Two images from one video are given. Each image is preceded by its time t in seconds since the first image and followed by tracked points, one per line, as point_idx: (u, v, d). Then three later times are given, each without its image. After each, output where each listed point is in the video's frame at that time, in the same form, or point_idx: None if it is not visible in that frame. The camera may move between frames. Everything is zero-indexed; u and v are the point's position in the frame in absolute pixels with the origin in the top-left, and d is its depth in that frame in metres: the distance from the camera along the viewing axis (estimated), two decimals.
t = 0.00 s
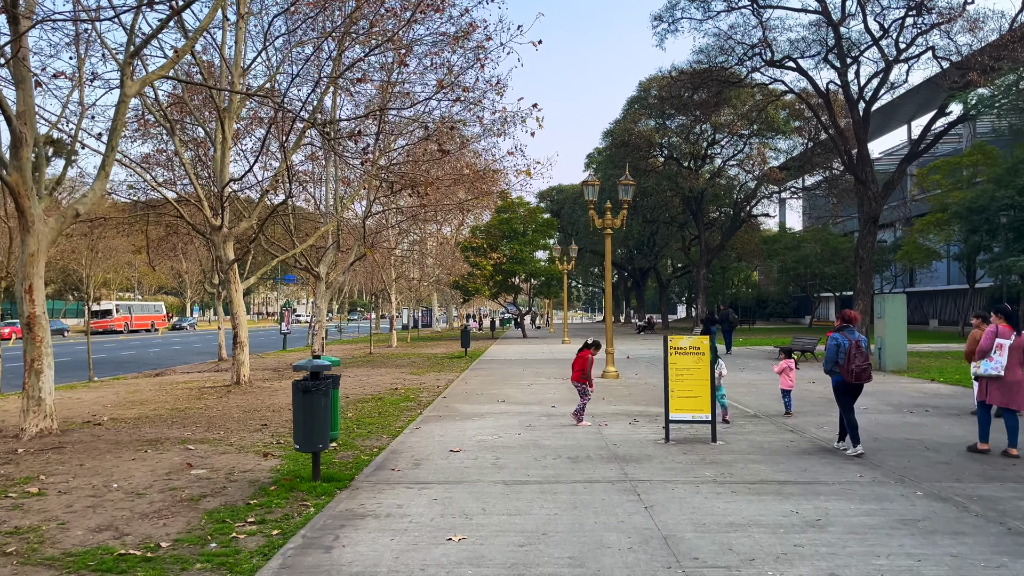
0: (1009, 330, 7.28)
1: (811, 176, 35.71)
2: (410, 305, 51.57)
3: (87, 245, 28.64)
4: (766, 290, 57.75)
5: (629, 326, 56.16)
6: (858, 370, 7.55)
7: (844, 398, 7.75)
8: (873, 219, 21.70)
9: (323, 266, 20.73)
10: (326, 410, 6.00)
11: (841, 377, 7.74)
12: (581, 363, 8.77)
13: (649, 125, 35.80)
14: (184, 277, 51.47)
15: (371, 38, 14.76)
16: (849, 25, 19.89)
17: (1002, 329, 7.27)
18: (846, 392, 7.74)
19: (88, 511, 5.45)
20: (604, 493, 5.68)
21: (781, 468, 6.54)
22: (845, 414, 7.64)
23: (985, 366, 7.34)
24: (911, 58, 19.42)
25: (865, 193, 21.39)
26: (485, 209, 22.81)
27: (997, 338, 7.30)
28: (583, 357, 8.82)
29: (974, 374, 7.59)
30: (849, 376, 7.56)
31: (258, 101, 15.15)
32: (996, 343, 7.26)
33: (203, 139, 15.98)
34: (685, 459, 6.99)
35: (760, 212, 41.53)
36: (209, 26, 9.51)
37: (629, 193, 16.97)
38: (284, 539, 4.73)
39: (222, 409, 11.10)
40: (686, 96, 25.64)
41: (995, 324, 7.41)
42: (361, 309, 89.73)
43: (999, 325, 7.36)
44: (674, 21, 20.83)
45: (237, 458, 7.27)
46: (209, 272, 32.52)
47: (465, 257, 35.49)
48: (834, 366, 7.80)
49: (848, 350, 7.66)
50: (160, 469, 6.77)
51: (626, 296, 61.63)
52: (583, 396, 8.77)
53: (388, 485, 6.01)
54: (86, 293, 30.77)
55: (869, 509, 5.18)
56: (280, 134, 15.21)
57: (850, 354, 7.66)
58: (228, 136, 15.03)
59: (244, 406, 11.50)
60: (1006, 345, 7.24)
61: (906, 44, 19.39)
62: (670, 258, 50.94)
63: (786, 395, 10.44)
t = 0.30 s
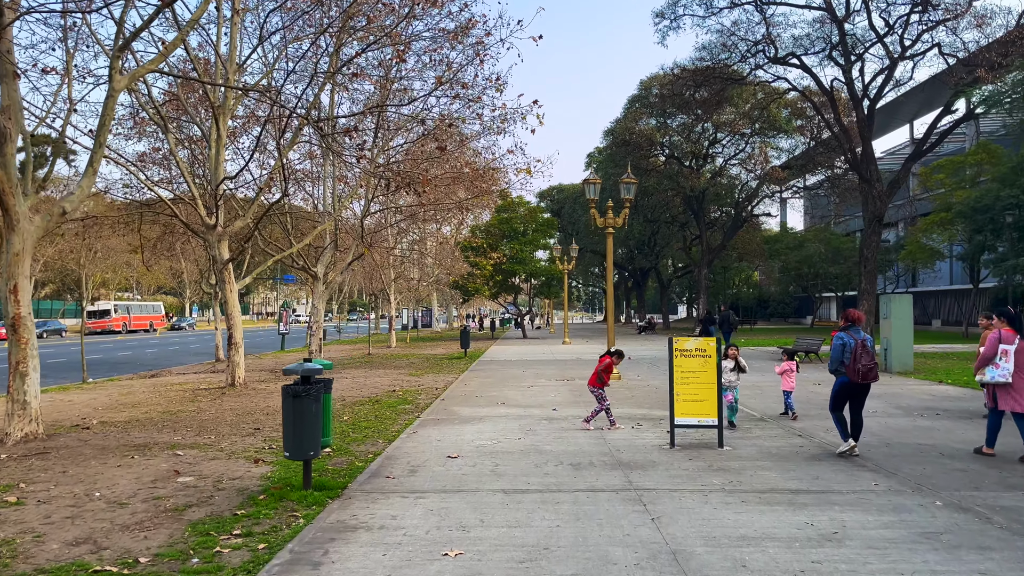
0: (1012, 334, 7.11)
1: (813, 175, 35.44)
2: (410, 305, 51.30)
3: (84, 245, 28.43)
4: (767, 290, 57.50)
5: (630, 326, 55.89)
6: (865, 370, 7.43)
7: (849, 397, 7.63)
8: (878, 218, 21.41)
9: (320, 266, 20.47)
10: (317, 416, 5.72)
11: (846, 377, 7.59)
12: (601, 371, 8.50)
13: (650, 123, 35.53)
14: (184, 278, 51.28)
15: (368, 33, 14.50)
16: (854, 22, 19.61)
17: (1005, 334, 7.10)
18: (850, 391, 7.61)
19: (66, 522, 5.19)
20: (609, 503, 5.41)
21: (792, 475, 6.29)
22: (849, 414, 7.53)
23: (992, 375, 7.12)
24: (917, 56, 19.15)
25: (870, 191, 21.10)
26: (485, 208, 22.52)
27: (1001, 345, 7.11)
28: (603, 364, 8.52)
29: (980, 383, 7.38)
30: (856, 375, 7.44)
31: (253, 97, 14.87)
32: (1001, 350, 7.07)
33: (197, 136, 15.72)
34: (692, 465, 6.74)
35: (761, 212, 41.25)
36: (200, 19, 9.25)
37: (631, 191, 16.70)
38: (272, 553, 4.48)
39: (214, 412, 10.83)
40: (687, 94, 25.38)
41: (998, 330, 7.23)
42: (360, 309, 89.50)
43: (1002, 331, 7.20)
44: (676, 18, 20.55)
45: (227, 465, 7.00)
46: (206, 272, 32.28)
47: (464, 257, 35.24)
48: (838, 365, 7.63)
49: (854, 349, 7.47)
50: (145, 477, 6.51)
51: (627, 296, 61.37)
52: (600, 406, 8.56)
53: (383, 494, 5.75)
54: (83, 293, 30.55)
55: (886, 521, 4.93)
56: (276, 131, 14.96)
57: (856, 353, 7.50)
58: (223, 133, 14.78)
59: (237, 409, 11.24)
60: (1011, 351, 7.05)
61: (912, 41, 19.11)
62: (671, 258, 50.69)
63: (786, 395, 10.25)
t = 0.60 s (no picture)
0: (1015, 332, 6.99)
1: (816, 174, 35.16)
2: (410, 305, 51.03)
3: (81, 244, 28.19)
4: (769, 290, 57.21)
5: (630, 326, 55.61)
6: (870, 370, 7.12)
7: (857, 400, 7.30)
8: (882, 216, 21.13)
9: (318, 265, 20.19)
10: (308, 421, 5.44)
11: (852, 379, 7.30)
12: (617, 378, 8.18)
13: (652, 122, 35.23)
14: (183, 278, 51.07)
15: (366, 29, 14.24)
16: (859, 17, 19.32)
17: (1008, 333, 6.97)
18: (858, 394, 7.30)
19: (43, 533, 4.92)
20: (615, 513, 5.13)
21: (805, 481, 6.02)
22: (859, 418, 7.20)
23: (995, 375, 6.99)
24: (923, 51, 18.87)
25: (875, 189, 20.82)
26: (484, 207, 22.21)
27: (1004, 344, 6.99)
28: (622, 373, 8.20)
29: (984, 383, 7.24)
30: (861, 376, 7.13)
31: (248, 92, 14.59)
32: (1004, 349, 6.94)
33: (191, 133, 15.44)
34: (700, 472, 6.47)
35: (763, 211, 40.97)
36: (191, 10, 8.97)
37: (634, 188, 16.40)
38: (258, 568, 4.20)
39: (207, 414, 10.55)
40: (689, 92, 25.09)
41: (1000, 329, 7.11)
42: (360, 309, 89.20)
43: (1004, 330, 7.07)
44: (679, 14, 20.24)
45: (216, 471, 6.72)
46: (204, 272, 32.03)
47: (464, 256, 34.98)
48: (844, 366, 7.36)
49: (858, 350, 7.21)
50: (130, 484, 6.23)
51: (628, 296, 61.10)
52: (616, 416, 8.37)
53: (377, 503, 5.48)
54: (80, 293, 30.31)
55: (909, 533, 4.67)
56: (272, 127, 14.69)
57: (861, 353, 7.21)
58: (217, 129, 14.50)
59: (230, 411, 10.96)
60: (1014, 351, 6.92)
61: (918, 37, 18.84)
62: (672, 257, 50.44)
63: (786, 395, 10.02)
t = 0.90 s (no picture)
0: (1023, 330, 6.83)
1: (817, 173, 34.87)
2: (409, 305, 50.72)
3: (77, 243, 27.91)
4: (770, 289, 56.92)
5: (631, 326, 55.32)
6: (870, 370, 6.98)
7: (858, 399, 7.16)
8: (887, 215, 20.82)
9: (315, 264, 19.94)
10: (296, 423, 5.17)
11: (851, 377, 7.15)
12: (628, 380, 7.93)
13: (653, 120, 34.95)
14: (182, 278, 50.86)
15: (363, 24, 13.99)
16: (864, 13, 19.04)
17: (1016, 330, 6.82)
18: (859, 392, 7.16)
19: (13, 542, 4.65)
20: (620, 521, 4.86)
21: (817, 486, 5.75)
22: (862, 418, 7.06)
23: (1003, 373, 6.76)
24: (928, 48, 18.63)
25: (880, 187, 20.53)
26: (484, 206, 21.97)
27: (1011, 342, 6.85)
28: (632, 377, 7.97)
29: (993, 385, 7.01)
30: (861, 376, 6.99)
31: (243, 88, 14.32)
32: (1010, 347, 6.81)
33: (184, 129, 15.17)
34: (706, 476, 6.21)
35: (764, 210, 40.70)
36: None
37: (635, 186, 16.12)
38: None
39: (198, 416, 10.26)
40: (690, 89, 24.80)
41: (1007, 327, 6.94)
42: (359, 310, 89.01)
43: (1011, 328, 6.92)
44: (681, 10, 19.90)
45: (203, 475, 6.46)
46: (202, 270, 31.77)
47: (463, 255, 34.71)
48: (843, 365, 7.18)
49: (856, 349, 7.03)
50: (112, 489, 5.97)
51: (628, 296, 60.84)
52: (621, 419, 8.09)
53: (369, 510, 5.20)
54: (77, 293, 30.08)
55: (932, 543, 4.41)
56: (267, 123, 14.41)
57: (859, 352, 7.04)
58: (210, 125, 14.23)
59: (223, 412, 10.69)
60: (1020, 349, 6.77)
61: (924, 33, 18.57)
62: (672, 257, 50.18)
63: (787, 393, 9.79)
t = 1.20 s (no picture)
0: None
1: (820, 172, 34.55)
2: (409, 304, 50.43)
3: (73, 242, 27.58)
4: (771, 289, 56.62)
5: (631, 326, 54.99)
6: (875, 369, 6.73)
7: (865, 402, 6.89)
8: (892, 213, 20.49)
9: (312, 264, 19.63)
10: (281, 430, 4.88)
11: (857, 379, 6.89)
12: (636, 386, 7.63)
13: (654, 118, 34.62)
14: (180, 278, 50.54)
15: (361, 19, 13.72)
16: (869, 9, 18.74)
17: None
18: (866, 394, 6.89)
19: None
20: (624, 535, 4.56)
21: (832, 496, 5.46)
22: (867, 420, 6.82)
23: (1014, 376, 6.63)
24: (934, 44, 18.33)
25: (885, 185, 20.21)
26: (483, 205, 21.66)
27: None
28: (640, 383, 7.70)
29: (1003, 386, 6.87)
30: (867, 377, 6.76)
31: (237, 83, 13.99)
32: None
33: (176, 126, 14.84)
34: (714, 484, 5.92)
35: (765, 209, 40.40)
36: None
37: (637, 183, 15.81)
38: None
39: (187, 419, 9.96)
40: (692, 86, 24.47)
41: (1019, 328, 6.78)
42: (359, 309, 88.72)
43: None
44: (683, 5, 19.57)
45: (187, 483, 6.16)
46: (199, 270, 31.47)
47: (463, 255, 34.43)
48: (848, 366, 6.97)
49: (861, 349, 6.83)
50: (90, 498, 5.67)
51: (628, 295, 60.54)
52: (627, 424, 7.82)
53: (359, 521, 4.91)
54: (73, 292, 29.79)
55: (961, 559, 4.11)
56: (261, 119, 14.08)
57: (865, 352, 6.82)
58: (203, 120, 13.91)
59: (214, 415, 10.39)
60: None
61: (930, 29, 18.28)
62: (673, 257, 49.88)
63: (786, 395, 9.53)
